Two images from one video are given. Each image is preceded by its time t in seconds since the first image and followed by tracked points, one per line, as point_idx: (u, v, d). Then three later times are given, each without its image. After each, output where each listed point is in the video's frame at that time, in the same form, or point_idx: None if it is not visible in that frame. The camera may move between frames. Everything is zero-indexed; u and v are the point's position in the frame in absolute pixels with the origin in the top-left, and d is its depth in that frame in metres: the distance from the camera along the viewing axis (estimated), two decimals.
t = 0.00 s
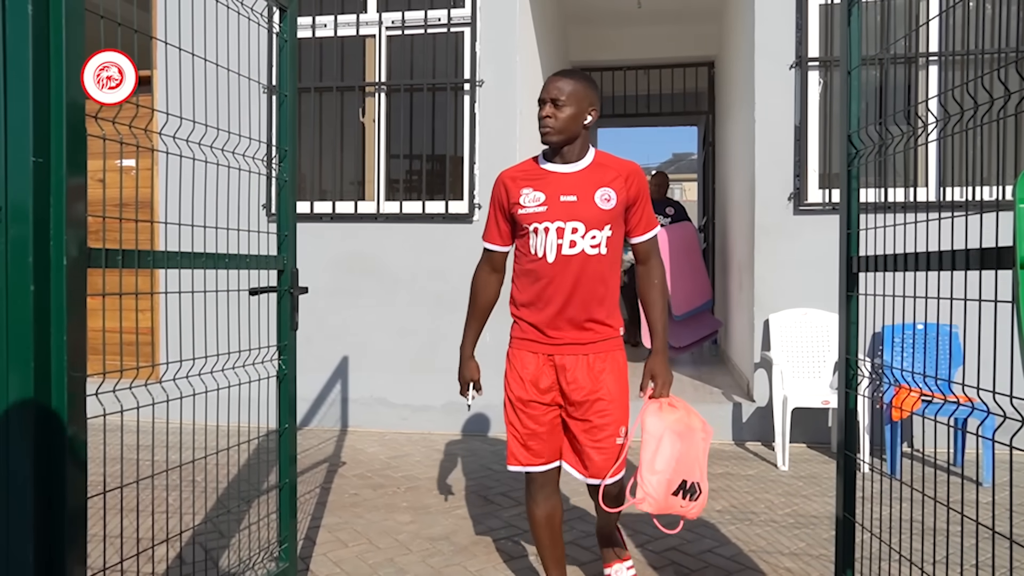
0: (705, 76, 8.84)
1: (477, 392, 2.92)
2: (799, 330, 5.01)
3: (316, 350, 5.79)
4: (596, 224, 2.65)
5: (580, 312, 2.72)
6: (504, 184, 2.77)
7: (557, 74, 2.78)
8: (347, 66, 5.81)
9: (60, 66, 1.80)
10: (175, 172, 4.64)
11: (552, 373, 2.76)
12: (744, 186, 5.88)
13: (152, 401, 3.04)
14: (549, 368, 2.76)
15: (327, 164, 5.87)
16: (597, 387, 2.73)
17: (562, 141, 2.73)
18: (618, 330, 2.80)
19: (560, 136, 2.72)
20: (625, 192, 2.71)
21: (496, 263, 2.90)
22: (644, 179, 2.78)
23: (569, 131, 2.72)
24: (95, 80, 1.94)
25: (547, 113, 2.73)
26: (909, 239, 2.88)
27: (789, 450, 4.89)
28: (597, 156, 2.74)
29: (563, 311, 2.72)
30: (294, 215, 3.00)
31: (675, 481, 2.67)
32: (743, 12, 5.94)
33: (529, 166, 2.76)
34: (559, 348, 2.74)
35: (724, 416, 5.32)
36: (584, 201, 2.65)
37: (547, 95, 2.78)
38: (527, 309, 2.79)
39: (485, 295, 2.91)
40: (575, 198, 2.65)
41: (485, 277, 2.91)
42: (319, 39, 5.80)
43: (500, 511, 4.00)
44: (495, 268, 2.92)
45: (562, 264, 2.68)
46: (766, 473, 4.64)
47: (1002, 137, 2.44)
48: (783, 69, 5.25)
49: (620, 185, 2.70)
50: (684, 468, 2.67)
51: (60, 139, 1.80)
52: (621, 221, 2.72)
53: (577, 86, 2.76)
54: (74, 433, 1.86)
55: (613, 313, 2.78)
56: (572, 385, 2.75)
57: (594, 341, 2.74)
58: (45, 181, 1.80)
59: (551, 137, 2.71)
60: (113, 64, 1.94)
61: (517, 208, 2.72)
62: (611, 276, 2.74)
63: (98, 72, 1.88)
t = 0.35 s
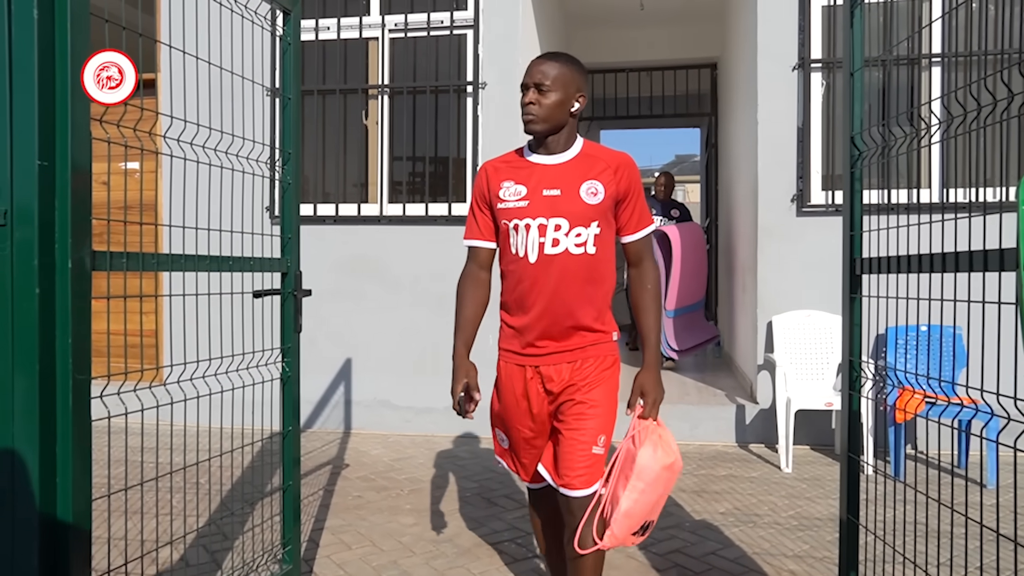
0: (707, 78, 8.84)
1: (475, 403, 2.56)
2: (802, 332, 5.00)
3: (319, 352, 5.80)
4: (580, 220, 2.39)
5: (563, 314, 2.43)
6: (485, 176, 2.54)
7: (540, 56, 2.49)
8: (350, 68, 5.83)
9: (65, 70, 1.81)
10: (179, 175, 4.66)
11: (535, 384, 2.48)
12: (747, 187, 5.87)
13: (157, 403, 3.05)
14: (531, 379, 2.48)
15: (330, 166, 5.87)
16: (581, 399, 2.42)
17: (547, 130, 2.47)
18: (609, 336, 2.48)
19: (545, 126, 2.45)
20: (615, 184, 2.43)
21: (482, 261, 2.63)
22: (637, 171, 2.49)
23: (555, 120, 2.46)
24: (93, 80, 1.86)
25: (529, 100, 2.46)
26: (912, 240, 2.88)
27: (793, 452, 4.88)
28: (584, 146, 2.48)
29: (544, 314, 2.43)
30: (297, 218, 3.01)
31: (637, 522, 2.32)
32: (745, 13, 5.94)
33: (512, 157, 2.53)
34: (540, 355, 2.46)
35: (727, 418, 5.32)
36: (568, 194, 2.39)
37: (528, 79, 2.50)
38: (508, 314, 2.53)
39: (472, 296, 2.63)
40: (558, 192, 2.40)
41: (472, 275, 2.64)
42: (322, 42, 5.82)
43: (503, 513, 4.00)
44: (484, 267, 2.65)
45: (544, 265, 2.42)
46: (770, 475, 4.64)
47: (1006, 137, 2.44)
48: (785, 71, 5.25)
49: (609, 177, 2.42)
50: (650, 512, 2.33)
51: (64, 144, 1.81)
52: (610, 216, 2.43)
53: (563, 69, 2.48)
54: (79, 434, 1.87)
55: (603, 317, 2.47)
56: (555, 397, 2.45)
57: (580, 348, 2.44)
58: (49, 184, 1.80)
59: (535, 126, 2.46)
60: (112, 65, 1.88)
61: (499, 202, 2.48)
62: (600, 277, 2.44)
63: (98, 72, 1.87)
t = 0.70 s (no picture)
0: (710, 80, 8.82)
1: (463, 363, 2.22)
2: (806, 335, 4.98)
3: (323, 355, 5.81)
4: (565, 233, 2.04)
5: (548, 339, 2.08)
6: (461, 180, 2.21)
7: (524, 46, 2.15)
8: (353, 72, 5.85)
9: (70, 75, 1.82)
10: (184, 179, 4.68)
11: (519, 419, 2.14)
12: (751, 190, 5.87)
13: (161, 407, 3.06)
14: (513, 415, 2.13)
15: (333, 169, 5.89)
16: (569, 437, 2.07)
17: (538, 133, 2.13)
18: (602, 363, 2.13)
19: (537, 127, 2.12)
20: (606, 193, 2.08)
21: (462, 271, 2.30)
22: (633, 180, 2.14)
23: (544, 119, 2.12)
24: (93, 79, 1.85)
25: (515, 97, 2.11)
26: (914, 241, 2.90)
27: (797, 454, 4.88)
28: (573, 149, 2.15)
29: (526, 339, 2.08)
30: (301, 222, 3.01)
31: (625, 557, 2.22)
32: (749, 15, 5.94)
33: (492, 159, 2.21)
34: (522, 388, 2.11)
35: (731, 421, 5.31)
36: (552, 203, 2.05)
37: (511, 73, 2.15)
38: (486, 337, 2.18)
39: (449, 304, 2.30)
40: (541, 199, 2.06)
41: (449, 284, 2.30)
42: (326, 45, 5.84)
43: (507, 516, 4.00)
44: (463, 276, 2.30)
45: (523, 283, 2.07)
46: (775, 478, 4.63)
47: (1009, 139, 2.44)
48: (788, 73, 5.25)
49: (601, 185, 2.08)
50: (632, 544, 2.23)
51: (70, 149, 1.82)
52: (600, 229, 2.08)
53: (551, 60, 2.13)
54: (84, 437, 1.88)
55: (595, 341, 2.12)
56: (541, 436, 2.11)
57: (568, 379, 2.08)
58: (55, 187, 1.81)
59: (523, 126, 2.12)
60: (111, 64, 1.86)
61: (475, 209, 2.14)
62: (590, 297, 2.09)
63: (98, 73, 1.85)
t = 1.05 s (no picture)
0: (712, 83, 8.82)
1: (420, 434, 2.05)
2: (809, 337, 4.98)
3: (326, 358, 5.81)
4: (542, 216, 1.89)
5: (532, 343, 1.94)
6: (437, 156, 2.08)
7: (504, 8, 1.99)
8: (356, 76, 5.86)
9: (73, 80, 1.82)
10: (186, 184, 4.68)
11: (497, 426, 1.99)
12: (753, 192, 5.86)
13: (165, 410, 3.06)
14: (488, 416, 1.99)
15: (336, 173, 5.89)
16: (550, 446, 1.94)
17: (519, 106, 1.98)
18: (588, 366, 1.98)
19: (518, 99, 1.97)
20: (591, 172, 1.91)
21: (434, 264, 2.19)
22: (624, 158, 1.96)
23: (527, 90, 1.97)
24: (93, 79, 1.84)
25: (495, 66, 1.96)
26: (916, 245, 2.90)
27: (800, 457, 4.87)
28: (558, 124, 1.98)
29: (505, 335, 1.96)
30: (304, 225, 3.02)
31: None
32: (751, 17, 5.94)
33: (470, 134, 2.06)
34: (499, 387, 1.97)
35: (734, 424, 5.30)
36: (529, 182, 1.90)
37: (489, 36, 1.99)
38: (463, 329, 2.05)
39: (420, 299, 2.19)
40: (518, 177, 1.91)
41: (422, 278, 2.21)
42: (329, 49, 5.85)
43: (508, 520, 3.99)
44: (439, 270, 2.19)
45: (498, 271, 1.93)
46: (778, 481, 4.62)
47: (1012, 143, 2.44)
48: (790, 76, 5.25)
49: (585, 163, 1.91)
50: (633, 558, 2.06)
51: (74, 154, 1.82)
52: (583, 215, 1.92)
53: (533, 22, 1.98)
54: (88, 440, 1.88)
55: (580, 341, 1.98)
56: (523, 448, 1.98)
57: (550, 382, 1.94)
58: (58, 191, 1.82)
59: (504, 99, 1.96)
60: (110, 64, 1.86)
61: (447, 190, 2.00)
62: (573, 291, 1.95)
63: (98, 72, 1.85)
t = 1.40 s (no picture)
0: (717, 85, 8.80)
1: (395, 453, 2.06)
2: (814, 340, 4.96)
3: (330, 362, 5.82)
4: (507, 222, 1.60)
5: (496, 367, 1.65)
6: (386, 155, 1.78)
7: None
8: (360, 80, 5.87)
9: (78, 85, 1.83)
10: (190, 189, 4.70)
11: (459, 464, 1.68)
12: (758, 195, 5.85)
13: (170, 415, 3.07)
14: (452, 451, 1.68)
15: (340, 177, 5.90)
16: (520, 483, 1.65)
17: (476, 92, 1.72)
18: (566, 392, 1.69)
19: (475, 82, 1.70)
20: (564, 168, 1.62)
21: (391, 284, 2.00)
22: (603, 150, 1.66)
23: (485, 74, 1.71)
24: (93, 79, 1.83)
25: (448, 45, 1.69)
26: (920, 248, 2.91)
27: (806, 461, 4.86)
28: (524, 115, 1.69)
29: (469, 360, 1.66)
30: (309, 230, 3.03)
31: None
32: (755, 19, 5.93)
33: (423, 129, 1.78)
34: (465, 418, 1.67)
35: (739, 427, 5.29)
36: (492, 183, 1.61)
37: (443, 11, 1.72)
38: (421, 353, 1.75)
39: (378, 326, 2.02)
40: (478, 176, 1.62)
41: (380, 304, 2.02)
42: (332, 54, 5.87)
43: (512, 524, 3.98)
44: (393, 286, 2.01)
45: (460, 288, 1.64)
46: (783, 485, 4.60)
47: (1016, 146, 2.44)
48: (795, 79, 5.24)
49: (556, 158, 1.61)
50: None
51: (79, 159, 1.83)
52: (556, 218, 1.63)
53: None
54: (93, 444, 1.89)
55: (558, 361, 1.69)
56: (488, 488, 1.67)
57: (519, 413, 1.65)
58: (64, 197, 1.82)
59: (458, 83, 1.70)
60: (110, 64, 1.84)
61: (398, 194, 1.72)
62: (548, 307, 1.66)
63: (98, 72, 1.83)
